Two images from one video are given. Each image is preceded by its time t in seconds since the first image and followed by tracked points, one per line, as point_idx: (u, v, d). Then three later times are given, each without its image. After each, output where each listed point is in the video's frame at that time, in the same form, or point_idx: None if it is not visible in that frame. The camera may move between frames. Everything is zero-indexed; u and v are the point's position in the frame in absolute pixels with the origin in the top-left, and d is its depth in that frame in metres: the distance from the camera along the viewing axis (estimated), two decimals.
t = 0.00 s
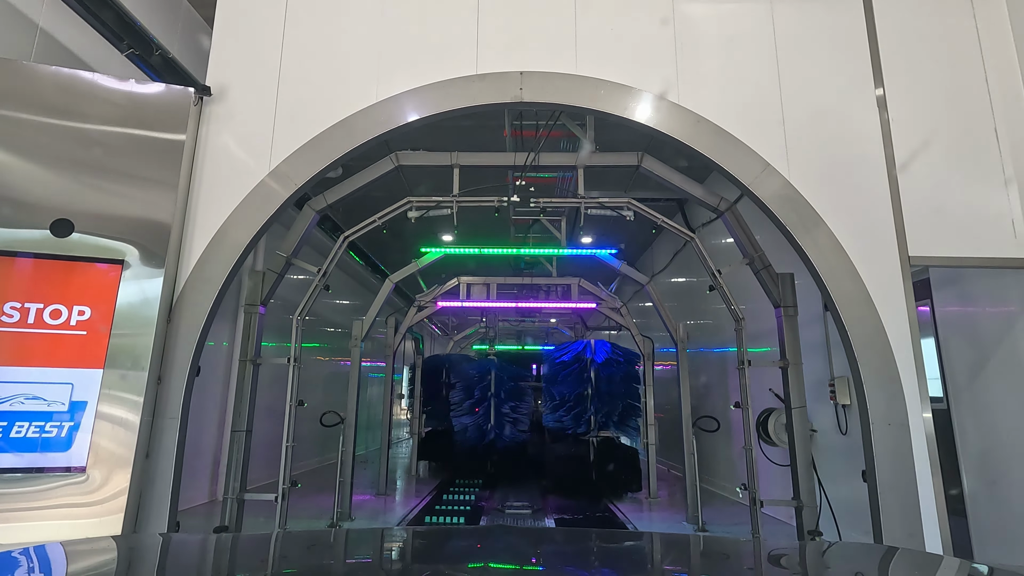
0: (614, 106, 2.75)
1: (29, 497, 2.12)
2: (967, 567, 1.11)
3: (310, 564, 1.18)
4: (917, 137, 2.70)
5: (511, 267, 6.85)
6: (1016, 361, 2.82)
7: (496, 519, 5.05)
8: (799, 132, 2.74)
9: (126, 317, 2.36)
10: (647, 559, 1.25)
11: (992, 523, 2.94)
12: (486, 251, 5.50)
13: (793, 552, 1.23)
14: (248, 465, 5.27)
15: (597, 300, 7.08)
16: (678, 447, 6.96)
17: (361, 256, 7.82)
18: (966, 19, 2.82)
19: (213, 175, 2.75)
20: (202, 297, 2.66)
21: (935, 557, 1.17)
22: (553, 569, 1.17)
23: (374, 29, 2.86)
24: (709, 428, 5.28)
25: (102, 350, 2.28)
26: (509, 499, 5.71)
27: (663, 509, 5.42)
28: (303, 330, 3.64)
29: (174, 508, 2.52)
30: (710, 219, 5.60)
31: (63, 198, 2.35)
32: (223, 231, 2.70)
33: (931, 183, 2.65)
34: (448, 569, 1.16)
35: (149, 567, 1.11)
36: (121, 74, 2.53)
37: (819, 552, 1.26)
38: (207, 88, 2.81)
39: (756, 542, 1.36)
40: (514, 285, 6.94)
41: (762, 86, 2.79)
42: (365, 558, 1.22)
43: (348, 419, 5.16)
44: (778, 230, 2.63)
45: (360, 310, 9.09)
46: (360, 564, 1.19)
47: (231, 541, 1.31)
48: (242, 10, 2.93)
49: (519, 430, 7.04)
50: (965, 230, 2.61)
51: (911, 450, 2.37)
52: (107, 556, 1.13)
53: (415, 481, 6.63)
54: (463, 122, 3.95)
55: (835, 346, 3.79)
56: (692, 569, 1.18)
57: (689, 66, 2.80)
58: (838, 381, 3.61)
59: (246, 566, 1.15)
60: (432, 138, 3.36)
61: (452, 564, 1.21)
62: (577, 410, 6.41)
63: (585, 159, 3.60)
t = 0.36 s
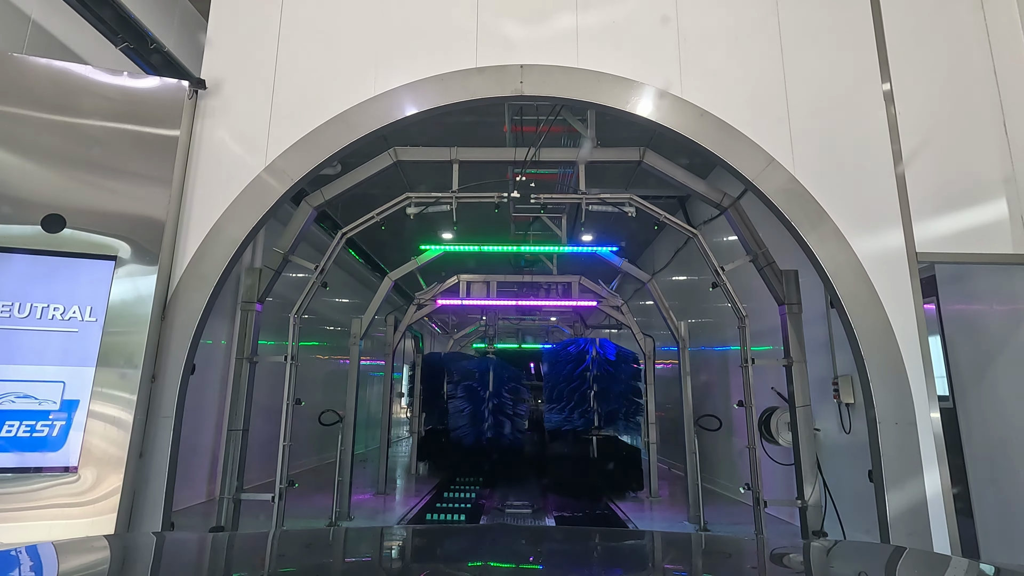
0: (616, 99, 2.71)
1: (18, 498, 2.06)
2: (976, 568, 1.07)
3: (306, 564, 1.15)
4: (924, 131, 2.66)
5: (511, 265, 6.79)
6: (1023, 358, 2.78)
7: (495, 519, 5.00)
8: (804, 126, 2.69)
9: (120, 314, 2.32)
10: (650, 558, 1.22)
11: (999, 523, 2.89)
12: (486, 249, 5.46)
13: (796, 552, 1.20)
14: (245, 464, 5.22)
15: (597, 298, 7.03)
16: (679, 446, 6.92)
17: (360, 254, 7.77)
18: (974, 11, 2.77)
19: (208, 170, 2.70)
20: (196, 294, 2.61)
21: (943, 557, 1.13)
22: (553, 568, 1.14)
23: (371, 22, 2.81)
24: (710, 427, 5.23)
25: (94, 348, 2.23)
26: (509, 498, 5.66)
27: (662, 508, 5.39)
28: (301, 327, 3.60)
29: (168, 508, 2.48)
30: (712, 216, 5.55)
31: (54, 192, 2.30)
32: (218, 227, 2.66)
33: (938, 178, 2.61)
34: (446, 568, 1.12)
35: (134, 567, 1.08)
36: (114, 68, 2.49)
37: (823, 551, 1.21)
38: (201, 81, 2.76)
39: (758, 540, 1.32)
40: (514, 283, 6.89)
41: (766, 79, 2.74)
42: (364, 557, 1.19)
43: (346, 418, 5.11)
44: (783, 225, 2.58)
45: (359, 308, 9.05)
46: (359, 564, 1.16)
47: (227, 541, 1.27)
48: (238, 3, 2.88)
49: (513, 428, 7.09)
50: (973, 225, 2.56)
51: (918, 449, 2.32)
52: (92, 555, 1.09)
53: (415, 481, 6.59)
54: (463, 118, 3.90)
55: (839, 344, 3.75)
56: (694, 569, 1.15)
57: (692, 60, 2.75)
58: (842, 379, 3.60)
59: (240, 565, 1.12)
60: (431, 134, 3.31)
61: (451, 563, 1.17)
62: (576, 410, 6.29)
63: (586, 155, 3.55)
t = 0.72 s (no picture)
0: (618, 93, 2.66)
1: (9, 498, 2.02)
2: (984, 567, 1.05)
3: (307, 562, 1.13)
4: (931, 127, 2.61)
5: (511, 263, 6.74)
6: None
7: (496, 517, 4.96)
8: (809, 120, 2.65)
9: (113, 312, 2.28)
10: (653, 556, 1.20)
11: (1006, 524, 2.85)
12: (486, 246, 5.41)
13: (798, 550, 1.17)
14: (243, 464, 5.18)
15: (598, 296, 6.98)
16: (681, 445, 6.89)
17: (359, 251, 7.73)
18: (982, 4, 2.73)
19: (203, 166, 2.66)
20: (192, 291, 2.57)
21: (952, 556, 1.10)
22: (553, 565, 1.12)
23: (369, 16, 2.77)
24: (712, 426, 5.18)
25: (88, 346, 2.18)
26: (509, 497, 5.61)
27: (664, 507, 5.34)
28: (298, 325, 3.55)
29: (164, 508, 2.44)
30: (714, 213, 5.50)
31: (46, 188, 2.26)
32: (214, 224, 2.61)
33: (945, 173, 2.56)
34: (447, 566, 1.10)
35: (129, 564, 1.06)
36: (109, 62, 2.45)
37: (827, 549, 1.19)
38: (197, 74, 2.71)
39: (760, 538, 1.30)
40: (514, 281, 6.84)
41: (770, 72, 2.70)
42: (364, 555, 1.17)
43: (346, 417, 5.07)
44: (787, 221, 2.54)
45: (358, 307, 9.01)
46: (358, 562, 1.13)
47: (226, 540, 1.25)
48: None
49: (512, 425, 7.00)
50: (980, 222, 2.52)
51: (925, 448, 2.29)
52: (83, 554, 1.07)
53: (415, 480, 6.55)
54: (462, 112, 3.85)
55: (843, 343, 3.71)
56: (695, 567, 1.12)
57: (695, 54, 2.71)
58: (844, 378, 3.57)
59: (238, 563, 1.10)
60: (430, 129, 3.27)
61: (451, 561, 1.14)
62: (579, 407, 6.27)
63: (588, 150, 3.50)
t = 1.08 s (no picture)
0: (620, 87, 2.62)
1: None
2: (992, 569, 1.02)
3: (306, 561, 1.11)
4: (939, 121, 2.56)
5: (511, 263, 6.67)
6: None
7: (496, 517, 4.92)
8: (814, 115, 2.61)
9: (107, 310, 2.24)
10: (652, 553, 1.18)
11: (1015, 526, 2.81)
12: (487, 244, 5.36)
13: (801, 549, 1.14)
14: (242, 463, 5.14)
15: (599, 294, 6.93)
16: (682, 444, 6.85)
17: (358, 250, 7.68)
18: None
19: (198, 162, 2.62)
20: (187, 289, 2.52)
21: (959, 556, 1.07)
22: (554, 565, 1.09)
23: (367, 9, 2.73)
24: (714, 426, 5.13)
25: (81, 345, 2.15)
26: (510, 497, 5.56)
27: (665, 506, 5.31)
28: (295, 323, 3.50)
29: (159, 507, 2.40)
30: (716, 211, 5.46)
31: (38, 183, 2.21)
32: (210, 220, 2.57)
33: (953, 169, 2.52)
34: (448, 566, 1.08)
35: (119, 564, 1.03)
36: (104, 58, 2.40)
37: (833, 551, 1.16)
38: (192, 69, 2.68)
39: (763, 537, 1.27)
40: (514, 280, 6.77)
41: (774, 67, 2.65)
42: (364, 554, 1.14)
43: (345, 416, 5.02)
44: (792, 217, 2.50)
45: (358, 305, 8.96)
46: (358, 562, 1.11)
47: (223, 540, 1.22)
48: None
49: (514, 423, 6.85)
50: (989, 219, 2.47)
51: (933, 448, 2.25)
52: (70, 553, 1.04)
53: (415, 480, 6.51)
54: (461, 108, 3.81)
55: (847, 341, 3.66)
56: (698, 568, 1.10)
57: (697, 47, 2.67)
58: (848, 377, 3.53)
59: (236, 563, 1.07)
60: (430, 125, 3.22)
61: (452, 561, 1.11)
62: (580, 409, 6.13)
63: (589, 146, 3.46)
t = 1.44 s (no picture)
0: (623, 81, 2.57)
1: None
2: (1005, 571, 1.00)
3: (302, 562, 1.05)
4: (948, 116, 2.51)
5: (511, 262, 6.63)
6: None
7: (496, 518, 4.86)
8: (820, 109, 2.56)
9: (98, 308, 2.19)
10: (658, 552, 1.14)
11: None
12: (487, 243, 5.31)
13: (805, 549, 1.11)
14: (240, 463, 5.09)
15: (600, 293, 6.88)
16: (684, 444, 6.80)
17: (358, 248, 7.63)
18: None
19: (193, 156, 2.57)
20: (181, 287, 2.47)
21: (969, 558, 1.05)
22: (557, 564, 1.04)
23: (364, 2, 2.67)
24: (716, 427, 5.07)
25: (72, 344, 2.11)
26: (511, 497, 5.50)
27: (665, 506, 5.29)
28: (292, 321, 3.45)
29: (152, 508, 2.36)
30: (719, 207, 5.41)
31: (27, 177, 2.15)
32: (204, 217, 2.52)
33: (962, 165, 2.47)
34: (448, 566, 1.02)
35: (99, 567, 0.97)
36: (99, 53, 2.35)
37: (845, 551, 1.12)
38: (187, 63, 2.63)
39: (768, 537, 1.21)
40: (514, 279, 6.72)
41: (779, 60, 2.60)
42: (363, 554, 1.09)
43: (343, 416, 4.96)
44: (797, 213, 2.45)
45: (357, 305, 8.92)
46: (357, 563, 1.05)
47: (215, 539, 1.18)
48: None
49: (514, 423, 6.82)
50: (999, 215, 2.42)
51: (944, 449, 2.19)
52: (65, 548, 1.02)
53: (415, 480, 6.45)
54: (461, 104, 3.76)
55: (852, 340, 3.61)
56: (700, 567, 1.04)
57: (701, 41, 2.62)
58: (853, 377, 3.48)
59: (230, 563, 1.02)
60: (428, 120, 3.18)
61: (452, 561, 1.06)
62: (579, 406, 6.14)
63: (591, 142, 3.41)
